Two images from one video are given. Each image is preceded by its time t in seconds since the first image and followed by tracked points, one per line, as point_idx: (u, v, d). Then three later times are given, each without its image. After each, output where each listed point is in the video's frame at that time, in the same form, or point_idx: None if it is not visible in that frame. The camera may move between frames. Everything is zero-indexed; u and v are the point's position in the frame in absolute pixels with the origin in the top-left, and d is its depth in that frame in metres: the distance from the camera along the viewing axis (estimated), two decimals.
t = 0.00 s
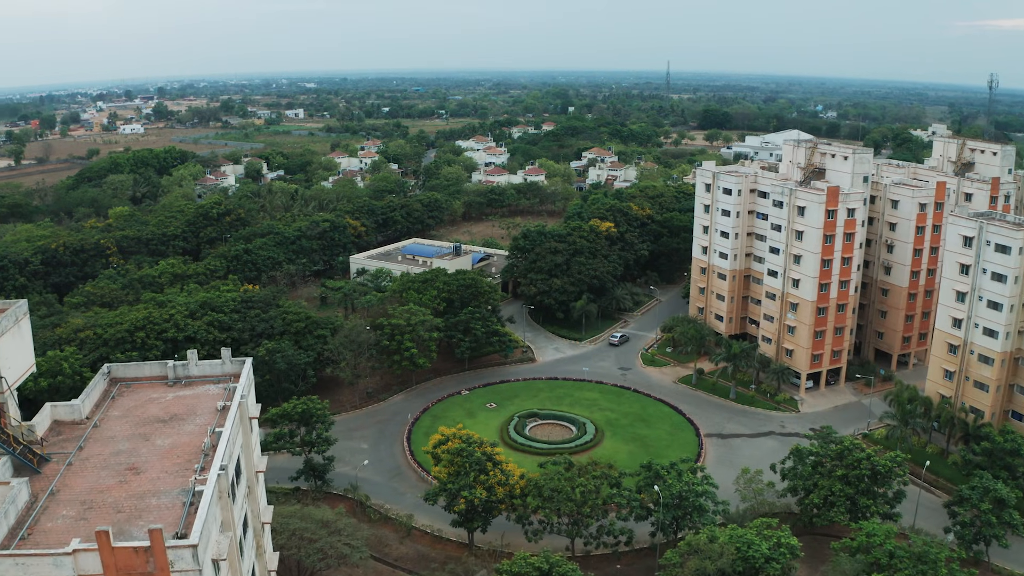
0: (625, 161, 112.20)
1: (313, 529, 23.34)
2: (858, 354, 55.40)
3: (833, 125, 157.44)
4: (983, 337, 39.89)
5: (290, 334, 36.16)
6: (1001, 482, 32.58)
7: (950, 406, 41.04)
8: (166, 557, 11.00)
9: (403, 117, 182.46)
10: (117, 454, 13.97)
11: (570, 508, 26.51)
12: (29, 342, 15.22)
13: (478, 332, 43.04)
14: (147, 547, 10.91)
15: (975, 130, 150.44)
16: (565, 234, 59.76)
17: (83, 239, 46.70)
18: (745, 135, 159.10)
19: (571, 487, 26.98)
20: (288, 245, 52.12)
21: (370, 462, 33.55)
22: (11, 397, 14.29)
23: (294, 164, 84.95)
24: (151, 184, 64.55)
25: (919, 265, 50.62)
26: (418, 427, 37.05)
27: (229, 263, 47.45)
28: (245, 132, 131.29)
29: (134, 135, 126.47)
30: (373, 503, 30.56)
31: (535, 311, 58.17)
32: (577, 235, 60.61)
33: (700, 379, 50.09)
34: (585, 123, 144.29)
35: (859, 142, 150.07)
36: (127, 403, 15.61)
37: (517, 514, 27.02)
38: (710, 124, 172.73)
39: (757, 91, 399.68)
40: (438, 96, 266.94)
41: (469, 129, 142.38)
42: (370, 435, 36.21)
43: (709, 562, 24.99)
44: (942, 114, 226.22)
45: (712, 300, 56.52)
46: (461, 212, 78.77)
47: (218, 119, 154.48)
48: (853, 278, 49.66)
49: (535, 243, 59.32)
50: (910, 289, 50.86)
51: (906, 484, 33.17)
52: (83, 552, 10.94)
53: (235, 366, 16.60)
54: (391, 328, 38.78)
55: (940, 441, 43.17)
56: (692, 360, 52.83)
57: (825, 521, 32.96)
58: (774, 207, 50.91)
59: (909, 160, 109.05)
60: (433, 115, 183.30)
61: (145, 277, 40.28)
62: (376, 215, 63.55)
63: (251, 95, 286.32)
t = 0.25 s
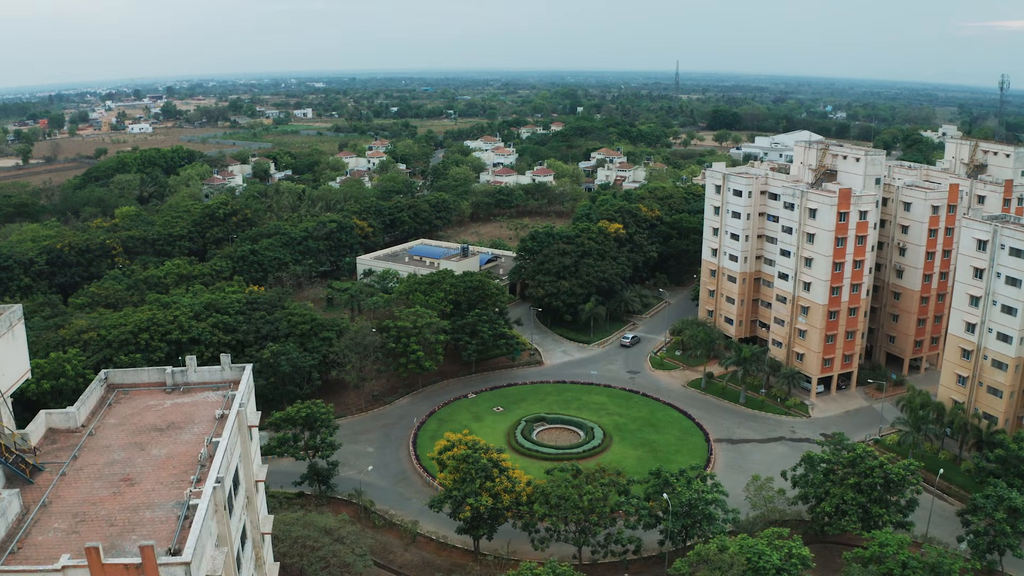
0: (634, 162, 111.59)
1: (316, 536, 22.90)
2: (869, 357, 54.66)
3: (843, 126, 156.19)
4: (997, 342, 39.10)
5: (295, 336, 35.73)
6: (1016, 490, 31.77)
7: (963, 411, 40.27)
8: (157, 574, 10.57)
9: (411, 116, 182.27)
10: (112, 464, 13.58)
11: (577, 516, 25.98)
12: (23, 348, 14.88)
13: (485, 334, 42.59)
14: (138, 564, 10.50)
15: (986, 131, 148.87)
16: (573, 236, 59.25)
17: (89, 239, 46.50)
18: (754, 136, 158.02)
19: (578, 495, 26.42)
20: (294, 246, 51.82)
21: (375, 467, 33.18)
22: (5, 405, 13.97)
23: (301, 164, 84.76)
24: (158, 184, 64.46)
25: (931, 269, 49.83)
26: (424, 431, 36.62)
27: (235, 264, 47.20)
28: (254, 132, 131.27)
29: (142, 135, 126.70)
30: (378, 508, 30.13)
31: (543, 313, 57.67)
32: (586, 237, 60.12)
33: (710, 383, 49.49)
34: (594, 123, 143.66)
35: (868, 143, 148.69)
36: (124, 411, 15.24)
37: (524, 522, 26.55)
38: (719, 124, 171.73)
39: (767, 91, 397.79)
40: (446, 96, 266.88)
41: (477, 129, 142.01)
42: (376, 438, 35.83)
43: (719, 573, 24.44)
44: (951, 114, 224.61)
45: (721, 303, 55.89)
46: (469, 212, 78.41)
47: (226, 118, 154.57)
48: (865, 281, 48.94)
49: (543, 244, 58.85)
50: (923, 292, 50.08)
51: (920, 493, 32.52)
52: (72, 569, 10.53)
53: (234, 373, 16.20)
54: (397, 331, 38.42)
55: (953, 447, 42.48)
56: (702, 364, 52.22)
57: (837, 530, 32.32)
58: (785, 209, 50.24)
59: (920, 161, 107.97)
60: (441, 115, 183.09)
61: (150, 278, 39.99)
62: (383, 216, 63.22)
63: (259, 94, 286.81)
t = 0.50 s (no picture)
0: (643, 163, 110.92)
1: (318, 544, 22.47)
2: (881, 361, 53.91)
3: (853, 127, 155.02)
4: (1011, 347, 38.31)
5: (300, 339, 35.34)
6: None
7: (976, 418, 39.50)
8: None
9: (420, 116, 182.12)
10: (106, 474, 13.23)
11: (584, 524, 25.47)
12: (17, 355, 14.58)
13: (493, 337, 42.13)
14: None
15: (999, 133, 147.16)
16: (582, 237, 58.76)
17: (95, 239, 46.33)
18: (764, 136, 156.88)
19: (586, 503, 25.90)
20: (301, 246, 51.55)
21: (380, 471, 32.80)
22: None
23: (309, 164, 84.59)
24: (165, 183, 64.38)
25: (944, 272, 49.03)
26: (430, 435, 36.21)
27: (242, 265, 46.97)
28: (262, 132, 131.27)
29: (151, 134, 127.03)
30: (383, 514, 29.71)
31: (551, 316, 57.18)
32: (594, 239, 59.60)
33: (719, 387, 48.90)
34: (603, 124, 143.09)
35: (878, 144, 147.30)
36: (120, 419, 14.90)
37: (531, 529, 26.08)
38: (728, 125, 170.73)
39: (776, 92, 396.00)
40: (455, 95, 266.55)
41: (485, 129, 141.60)
42: (382, 442, 35.47)
43: None
44: (963, 115, 222.66)
45: (731, 305, 55.28)
46: (477, 213, 78.01)
47: (235, 118, 154.64)
48: (877, 285, 48.23)
49: (551, 246, 58.37)
50: (936, 296, 49.31)
51: (934, 501, 31.80)
52: None
53: (234, 380, 15.84)
54: (404, 333, 38.06)
55: (967, 454, 41.71)
56: (711, 367, 51.62)
57: (849, 539, 31.68)
58: (796, 211, 49.57)
59: (931, 163, 106.93)
60: (450, 115, 182.94)
61: (156, 279, 39.75)
62: (391, 217, 62.88)
63: (268, 94, 287.16)
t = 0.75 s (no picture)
0: (652, 163, 110.26)
1: (320, 552, 22.07)
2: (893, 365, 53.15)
3: (863, 128, 153.82)
4: None
5: (306, 341, 34.90)
6: None
7: (990, 424, 38.72)
8: None
9: (429, 116, 181.95)
10: (101, 484, 12.87)
11: (591, 533, 24.95)
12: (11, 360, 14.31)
13: (500, 340, 41.67)
14: None
15: (1011, 134, 145.55)
16: (590, 239, 58.25)
17: (101, 239, 46.16)
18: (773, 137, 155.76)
19: (593, 511, 25.40)
20: (307, 247, 51.29)
21: (386, 475, 32.41)
22: None
23: (317, 164, 84.40)
24: (173, 183, 64.31)
25: (957, 275, 48.23)
26: (436, 439, 35.80)
27: (248, 265, 46.73)
28: (271, 131, 131.33)
29: (159, 133, 127.33)
30: (388, 520, 29.27)
31: (559, 318, 56.68)
32: (603, 240, 59.06)
33: (729, 391, 48.30)
34: (612, 124, 142.48)
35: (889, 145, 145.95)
36: (116, 427, 14.55)
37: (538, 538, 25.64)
38: (737, 125, 169.71)
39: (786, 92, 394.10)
40: (463, 95, 266.01)
41: (493, 129, 141.20)
42: (388, 446, 35.09)
43: None
44: (975, 116, 220.79)
45: (741, 308, 54.65)
46: (485, 214, 77.63)
47: (243, 117, 154.75)
48: (890, 288, 47.52)
49: (560, 247, 57.86)
50: (949, 300, 48.51)
51: (949, 511, 30.88)
52: None
53: (234, 388, 15.49)
54: (410, 336, 37.68)
55: (981, 461, 40.95)
56: (721, 371, 51.04)
57: (861, 548, 30.98)
58: (807, 214, 48.88)
59: (943, 164, 105.74)
60: (459, 115, 182.69)
61: (161, 279, 39.48)
62: (398, 217, 62.53)
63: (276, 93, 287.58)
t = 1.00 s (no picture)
0: (661, 164, 109.54)
1: (321, 560, 21.65)
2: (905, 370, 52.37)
3: (874, 128, 152.53)
4: None
5: (311, 343, 34.46)
6: None
7: (1003, 431, 37.96)
8: None
9: (437, 116, 181.66)
10: (95, 496, 12.52)
11: (598, 541, 24.44)
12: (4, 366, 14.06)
13: (507, 343, 41.23)
14: None
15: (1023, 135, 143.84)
16: (599, 241, 57.74)
17: (106, 239, 45.96)
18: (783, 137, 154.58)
19: (601, 519, 24.91)
20: (314, 248, 50.99)
21: (391, 481, 32.01)
22: None
23: (325, 164, 84.17)
24: (179, 183, 64.21)
25: (970, 279, 47.42)
26: (442, 444, 35.41)
27: (254, 266, 46.47)
28: (279, 131, 131.42)
29: (167, 133, 127.45)
30: (392, 526, 28.82)
31: (567, 320, 56.18)
32: (612, 242, 58.55)
33: (739, 396, 47.69)
34: (621, 124, 141.79)
35: (899, 146, 144.54)
36: (112, 436, 14.24)
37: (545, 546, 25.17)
38: (747, 126, 168.66)
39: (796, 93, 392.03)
40: (471, 94, 265.81)
41: (502, 129, 140.71)
42: (393, 450, 34.69)
43: None
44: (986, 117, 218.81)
45: (751, 311, 54.01)
46: (492, 214, 77.20)
47: (252, 117, 154.75)
48: (902, 292, 46.79)
49: (568, 249, 57.39)
50: (962, 303, 47.71)
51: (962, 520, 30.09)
52: None
53: (233, 396, 15.18)
54: (416, 338, 37.34)
55: (994, 468, 40.19)
56: (731, 375, 50.45)
57: (873, 558, 30.25)
58: (819, 216, 48.20)
59: (955, 165, 104.48)
60: (467, 114, 182.42)
61: (166, 280, 39.20)
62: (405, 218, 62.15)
63: (285, 93, 287.94)
